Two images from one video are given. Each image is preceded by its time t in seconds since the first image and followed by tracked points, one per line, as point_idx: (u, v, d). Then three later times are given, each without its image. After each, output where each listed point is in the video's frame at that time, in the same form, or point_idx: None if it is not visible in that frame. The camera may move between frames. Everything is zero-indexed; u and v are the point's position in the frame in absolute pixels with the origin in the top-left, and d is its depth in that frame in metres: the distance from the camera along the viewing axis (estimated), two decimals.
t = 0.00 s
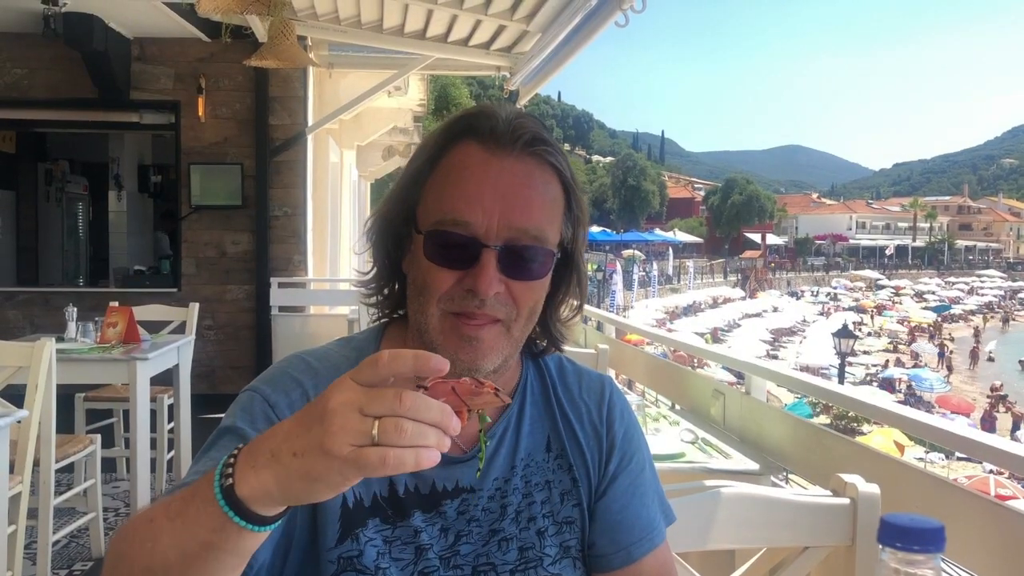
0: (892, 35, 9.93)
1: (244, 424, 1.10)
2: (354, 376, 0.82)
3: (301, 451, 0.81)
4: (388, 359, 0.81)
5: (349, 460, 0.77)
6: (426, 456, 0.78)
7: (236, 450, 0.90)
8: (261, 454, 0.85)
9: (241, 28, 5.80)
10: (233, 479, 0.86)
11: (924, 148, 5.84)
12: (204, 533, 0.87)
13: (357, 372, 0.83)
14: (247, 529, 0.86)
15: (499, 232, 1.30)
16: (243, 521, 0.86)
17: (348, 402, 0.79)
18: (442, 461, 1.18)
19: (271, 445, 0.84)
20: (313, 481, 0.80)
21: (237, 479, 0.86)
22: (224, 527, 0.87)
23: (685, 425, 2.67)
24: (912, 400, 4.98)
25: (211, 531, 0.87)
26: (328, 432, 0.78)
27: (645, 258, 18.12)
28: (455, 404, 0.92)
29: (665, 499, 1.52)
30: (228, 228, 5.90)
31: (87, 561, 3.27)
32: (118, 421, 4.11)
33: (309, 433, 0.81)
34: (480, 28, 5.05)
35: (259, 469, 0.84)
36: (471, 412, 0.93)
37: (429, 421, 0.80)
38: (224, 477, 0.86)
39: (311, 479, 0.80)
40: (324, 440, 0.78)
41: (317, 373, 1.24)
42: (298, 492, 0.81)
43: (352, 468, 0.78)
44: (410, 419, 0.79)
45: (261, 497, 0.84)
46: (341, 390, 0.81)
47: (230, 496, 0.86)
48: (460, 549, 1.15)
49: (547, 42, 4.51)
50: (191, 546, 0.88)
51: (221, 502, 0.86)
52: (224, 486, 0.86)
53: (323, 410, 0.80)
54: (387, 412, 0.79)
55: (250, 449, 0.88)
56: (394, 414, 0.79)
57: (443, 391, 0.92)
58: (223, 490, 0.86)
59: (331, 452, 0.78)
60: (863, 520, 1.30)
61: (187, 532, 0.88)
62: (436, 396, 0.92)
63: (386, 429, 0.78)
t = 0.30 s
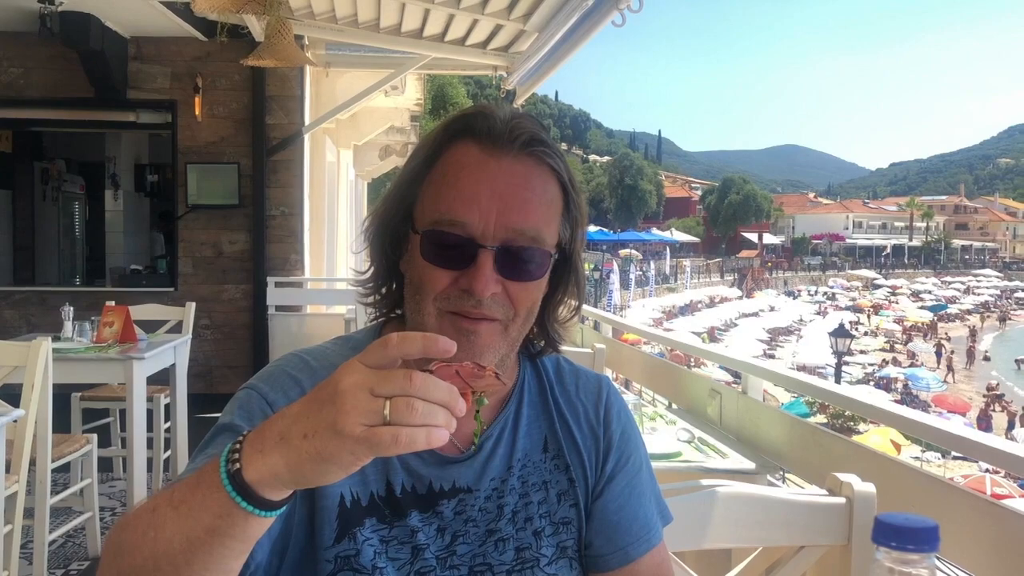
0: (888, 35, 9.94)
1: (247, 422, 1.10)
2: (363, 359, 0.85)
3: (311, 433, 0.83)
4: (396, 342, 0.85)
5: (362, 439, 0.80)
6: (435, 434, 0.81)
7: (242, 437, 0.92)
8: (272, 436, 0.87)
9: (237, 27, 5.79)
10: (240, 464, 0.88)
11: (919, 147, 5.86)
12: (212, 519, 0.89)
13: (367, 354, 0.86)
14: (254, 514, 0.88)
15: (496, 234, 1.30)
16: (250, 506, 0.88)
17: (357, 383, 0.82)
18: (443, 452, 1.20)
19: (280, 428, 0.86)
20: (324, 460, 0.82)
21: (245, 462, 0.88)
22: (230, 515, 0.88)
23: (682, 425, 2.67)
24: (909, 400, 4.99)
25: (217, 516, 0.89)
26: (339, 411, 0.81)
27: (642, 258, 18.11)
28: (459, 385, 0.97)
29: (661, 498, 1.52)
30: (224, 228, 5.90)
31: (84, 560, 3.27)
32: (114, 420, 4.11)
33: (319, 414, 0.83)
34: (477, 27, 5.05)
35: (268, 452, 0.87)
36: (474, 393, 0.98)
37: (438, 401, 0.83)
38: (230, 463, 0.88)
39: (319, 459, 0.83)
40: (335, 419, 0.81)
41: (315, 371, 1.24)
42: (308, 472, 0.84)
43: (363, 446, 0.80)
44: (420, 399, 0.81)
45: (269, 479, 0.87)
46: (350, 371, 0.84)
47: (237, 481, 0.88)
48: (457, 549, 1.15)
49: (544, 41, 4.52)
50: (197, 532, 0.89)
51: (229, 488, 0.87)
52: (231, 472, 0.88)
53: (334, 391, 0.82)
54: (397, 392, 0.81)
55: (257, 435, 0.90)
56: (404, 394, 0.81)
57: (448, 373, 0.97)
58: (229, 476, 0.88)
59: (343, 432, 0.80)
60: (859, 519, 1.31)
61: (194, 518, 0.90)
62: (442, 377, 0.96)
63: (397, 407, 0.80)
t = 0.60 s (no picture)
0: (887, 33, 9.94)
1: (243, 422, 1.09)
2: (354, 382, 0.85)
3: (296, 456, 0.83)
4: (392, 365, 0.85)
5: (347, 467, 0.80)
6: (422, 466, 0.81)
7: (231, 450, 0.91)
8: (257, 456, 0.86)
9: (233, 25, 5.77)
10: (226, 481, 0.88)
11: (917, 146, 5.86)
12: (197, 533, 0.89)
13: (357, 378, 0.86)
14: (237, 533, 0.88)
15: (495, 228, 1.30)
16: (234, 525, 0.88)
17: (343, 410, 0.81)
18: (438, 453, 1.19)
19: (265, 449, 0.86)
20: (309, 487, 0.82)
21: (230, 480, 0.87)
22: (216, 530, 0.89)
23: (679, 423, 2.66)
24: (906, 397, 5.00)
25: (202, 532, 0.89)
26: (325, 435, 0.81)
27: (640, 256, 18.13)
28: (454, 414, 0.93)
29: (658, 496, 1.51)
30: (221, 226, 5.89)
31: (80, 559, 3.26)
32: (111, 419, 4.10)
33: (306, 436, 0.82)
34: (474, 25, 5.04)
35: (253, 473, 0.86)
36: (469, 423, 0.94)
37: (428, 431, 0.82)
38: (217, 479, 0.88)
39: (304, 483, 0.83)
40: (322, 444, 0.80)
41: (311, 371, 1.23)
42: (292, 498, 0.83)
43: (347, 474, 0.80)
44: (410, 428, 0.81)
45: (252, 500, 0.86)
46: (341, 395, 0.83)
47: (223, 498, 0.87)
48: (454, 547, 1.15)
49: (541, 39, 4.51)
50: (184, 544, 0.90)
51: (214, 505, 0.87)
52: (217, 490, 0.88)
53: (322, 415, 0.82)
54: (384, 420, 0.81)
55: (244, 450, 0.89)
56: (391, 422, 0.81)
57: (443, 401, 0.92)
58: (216, 493, 0.88)
59: (328, 459, 0.80)
60: (856, 520, 1.30)
61: (179, 533, 0.90)
62: (436, 405, 0.92)
63: (382, 437, 0.80)
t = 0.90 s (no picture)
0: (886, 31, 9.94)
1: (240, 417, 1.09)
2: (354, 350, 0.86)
3: (301, 428, 0.83)
4: (387, 333, 0.86)
5: (355, 432, 0.80)
6: (427, 427, 0.82)
7: (234, 427, 0.91)
8: (263, 428, 0.87)
9: (230, 22, 5.77)
10: (229, 458, 0.88)
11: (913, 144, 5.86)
12: (203, 511, 0.89)
13: (356, 346, 0.86)
14: (243, 508, 0.89)
15: (489, 224, 1.30)
16: (241, 500, 0.88)
17: (347, 376, 0.81)
18: (434, 449, 1.19)
19: (269, 422, 0.86)
20: (315, 453, 0.83)
21: (234, 457, 0.88)
22: (221, 507, 0.89)
23: (677, 421, 2.67)
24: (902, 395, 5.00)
25: (208, 511, 0.89)
26: (330, 401, 0.81)
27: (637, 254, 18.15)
28: (450, 373, 0.98)
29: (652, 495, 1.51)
30: (218, 224, 5.88)
31: (77, 558, 3.25)
32: (107, 418, 4.09)
33: (310, 405, 0.83)
34: (471, 23, 5.04)
35: (258, 445, 0.87)
36: (464, 384, 0.99)
37: (430, 393, 0.83)
38: (219, 456, 0.89)
39: (311, 452, 0.83)
40: (326, 413, 0.81)
41: (308, 366, 1.24)
42: (301, 466, 0.84)
43: (354, 439, 0.80)
44: (411, 390, 0.81)
45: (259, 473, 0.87)
46: (340, 363, 0.83)
47: (225, 473, 0.88)
48: (449, 546, 1.15)
49: (538, 36, 4.50)
50: (186, 526, 0.90)
51: (218, 481, 0.88)
52: (220, 466, 0.88)
53: (323, 385, 0.82)
54: (388, 385, 0.81)
55: (246, 428, 0.90)
56: (396, 386, 0.81)
57: (438, 362, 0.96)
58: (218, 469, 0.88)
59: (335, 426, 0.80)
60: (854, 516, 1.30)
61: (182, 515, 0.90)
62: (432, 366, 0.96)
63: (389, 399, 0.80)
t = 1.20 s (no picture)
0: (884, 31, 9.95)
1: (222, 406, 1.07)
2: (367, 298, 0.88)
3: (336, 370, 0.84)
4: (403, 281, 0.88)
5: (390, 369, 0.82)
6: (446, 363, 0.85)
7: (252, 385, 0.90)
8: (287, 379, 0.87)
9: (226, 22, 5.76)
10: (259, 412, 0.86)
11: (910, 144, 5.86)
12: (234, 469, 0.86)
13: (376, 291, 0.88)
14: (273, 458, 0.87)
15: (481, 213, 1.27)
16: (271, 450, 0.86)
17: (374, 318, 0.84)
18: (430, 452, 1.19)
19: (297, 371, 0.86)
20: (350, 395, 0.84)
21: (265, 408, 0.86)
22: (254, 461, 0.86)
23: (673, 421, 2.66)
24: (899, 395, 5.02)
25: (236, 469, 0.86)
26: (360, 345, 0.83)
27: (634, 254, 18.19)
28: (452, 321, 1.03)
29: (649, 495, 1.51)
30: (215, 223, 5.87)
31: (72, 558, 3.25)
32: (104, 418, 4.09)
33: (341, 351, 0.84)
34: (469, 23, 5.05)
35: (289, 398, 0.86)
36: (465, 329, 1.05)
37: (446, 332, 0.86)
38: (247, 411, 0.86)
39: (345, 392, 0.84)
40: (357, 354, 0.83)
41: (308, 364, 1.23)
42: (337, 409, 0.85)
43: (387, 375, 0.83)
44: (430, 328, 0.85)
45: (294, 423, 0.86)
46: (364, 310, 0.85)
47: (258, 428, 0.86)
48: (445, 550, 1.15)
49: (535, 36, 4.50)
50: (215, 485, 0.86)
51: (249, 434, 0.86)
52: (251, 421, 0.86)
53: (352, 332, 0.84)
54: (412, 325, 0.84)
55: (271, 380, 0.89)
56: (418, 325, 0.84)
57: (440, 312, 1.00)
58: (248, 424, 0.86)
59: (370, 362, 0.82)
60: (849, 517, 1.30)
61: (210, 474, 0.86)
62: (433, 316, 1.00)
63: (416, 338, 0.83)
